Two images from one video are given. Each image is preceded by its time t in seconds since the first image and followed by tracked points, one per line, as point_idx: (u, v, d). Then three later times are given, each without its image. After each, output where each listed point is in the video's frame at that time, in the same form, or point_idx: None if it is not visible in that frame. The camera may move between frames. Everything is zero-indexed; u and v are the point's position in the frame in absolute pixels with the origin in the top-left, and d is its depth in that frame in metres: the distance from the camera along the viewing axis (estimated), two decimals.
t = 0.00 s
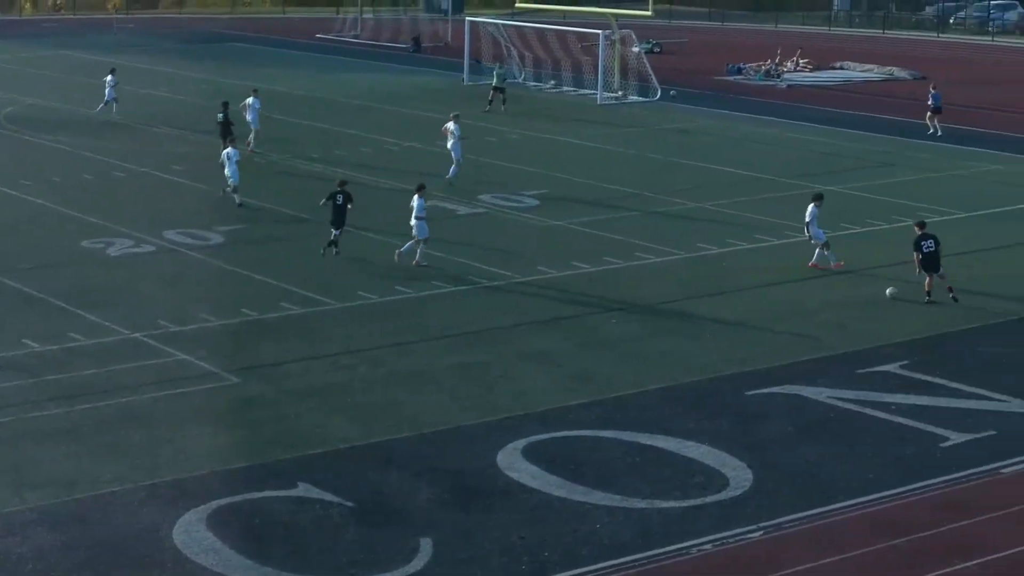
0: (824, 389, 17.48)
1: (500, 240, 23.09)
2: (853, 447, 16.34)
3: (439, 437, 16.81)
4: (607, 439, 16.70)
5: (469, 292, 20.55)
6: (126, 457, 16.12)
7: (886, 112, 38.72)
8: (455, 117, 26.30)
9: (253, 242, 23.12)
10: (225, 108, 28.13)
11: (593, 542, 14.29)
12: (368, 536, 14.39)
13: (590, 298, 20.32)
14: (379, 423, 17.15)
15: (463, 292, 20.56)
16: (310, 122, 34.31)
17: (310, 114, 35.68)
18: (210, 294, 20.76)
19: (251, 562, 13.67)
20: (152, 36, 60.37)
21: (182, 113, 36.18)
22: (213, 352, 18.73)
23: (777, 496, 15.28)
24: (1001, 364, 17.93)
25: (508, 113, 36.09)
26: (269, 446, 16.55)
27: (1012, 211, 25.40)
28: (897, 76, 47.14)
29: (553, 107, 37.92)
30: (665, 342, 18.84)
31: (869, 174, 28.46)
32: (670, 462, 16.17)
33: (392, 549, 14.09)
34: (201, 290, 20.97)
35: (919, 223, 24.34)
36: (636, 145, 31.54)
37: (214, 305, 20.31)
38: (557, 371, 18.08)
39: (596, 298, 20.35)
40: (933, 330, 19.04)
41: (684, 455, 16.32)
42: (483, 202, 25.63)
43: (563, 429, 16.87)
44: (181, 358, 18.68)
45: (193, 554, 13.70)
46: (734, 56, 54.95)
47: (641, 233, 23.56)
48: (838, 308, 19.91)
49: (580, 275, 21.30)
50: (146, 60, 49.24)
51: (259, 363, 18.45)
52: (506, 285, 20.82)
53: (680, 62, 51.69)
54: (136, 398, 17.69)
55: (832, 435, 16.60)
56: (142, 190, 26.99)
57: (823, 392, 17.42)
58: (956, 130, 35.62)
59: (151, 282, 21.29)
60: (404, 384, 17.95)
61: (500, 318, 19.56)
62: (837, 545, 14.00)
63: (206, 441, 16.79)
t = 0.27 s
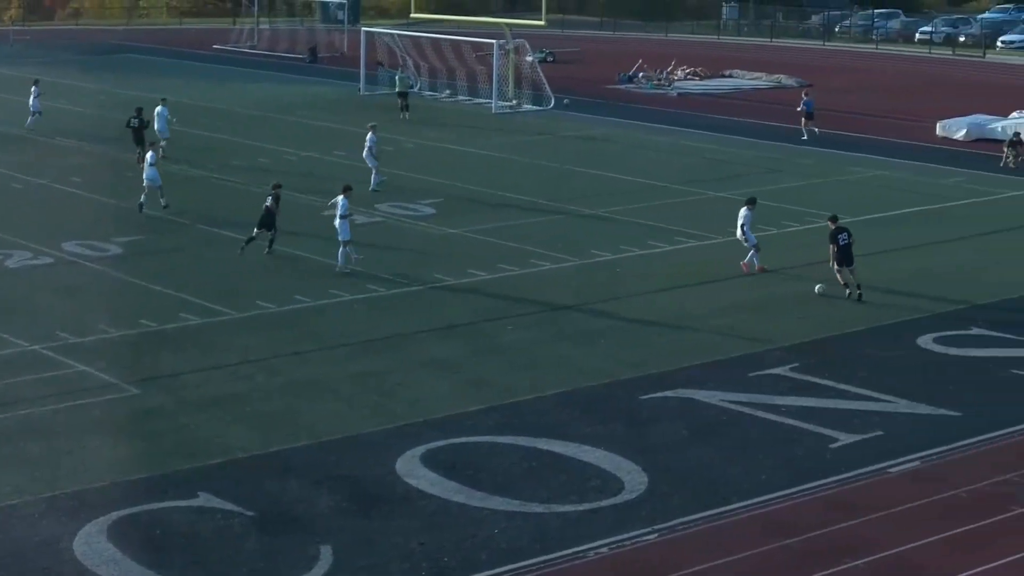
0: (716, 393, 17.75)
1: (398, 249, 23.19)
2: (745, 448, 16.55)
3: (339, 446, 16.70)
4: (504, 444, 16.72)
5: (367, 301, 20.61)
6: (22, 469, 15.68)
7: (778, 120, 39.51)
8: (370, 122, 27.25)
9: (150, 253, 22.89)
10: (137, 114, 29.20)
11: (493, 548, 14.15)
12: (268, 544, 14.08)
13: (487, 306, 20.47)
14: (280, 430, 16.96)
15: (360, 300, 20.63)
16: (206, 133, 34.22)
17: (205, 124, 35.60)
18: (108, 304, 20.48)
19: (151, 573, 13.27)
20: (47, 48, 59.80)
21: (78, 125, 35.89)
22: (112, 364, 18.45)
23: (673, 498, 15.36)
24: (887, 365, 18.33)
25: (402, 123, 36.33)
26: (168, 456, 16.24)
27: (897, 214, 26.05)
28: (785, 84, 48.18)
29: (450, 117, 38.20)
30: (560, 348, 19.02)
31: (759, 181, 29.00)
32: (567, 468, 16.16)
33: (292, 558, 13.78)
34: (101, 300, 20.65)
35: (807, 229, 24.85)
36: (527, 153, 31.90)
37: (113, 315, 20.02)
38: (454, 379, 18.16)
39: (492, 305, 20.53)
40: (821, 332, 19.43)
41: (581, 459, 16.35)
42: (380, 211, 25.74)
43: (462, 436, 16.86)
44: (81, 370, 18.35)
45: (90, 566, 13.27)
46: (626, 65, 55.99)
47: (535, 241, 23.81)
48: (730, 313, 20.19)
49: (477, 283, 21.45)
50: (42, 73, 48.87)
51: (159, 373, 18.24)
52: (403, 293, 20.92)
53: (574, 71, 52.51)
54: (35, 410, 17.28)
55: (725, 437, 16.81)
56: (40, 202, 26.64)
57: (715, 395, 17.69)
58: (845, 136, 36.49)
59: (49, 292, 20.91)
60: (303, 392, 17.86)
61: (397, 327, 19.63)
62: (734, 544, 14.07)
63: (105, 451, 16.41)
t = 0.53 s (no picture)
0: (620, 399, 17.89)
1: (302, 260, 23.18)
2: (649, 453, 16.63)
3: (247, 454, 16.37)
4: (411, 452, 16.56)
5: (272, 312, 20.58)
6: None
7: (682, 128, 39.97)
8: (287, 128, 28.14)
9: (51, 266, 22.47)
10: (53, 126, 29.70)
11: (401, 555, 13.86)
12: (174, 555, 13.65)
13: (392, 316, 20.51)
14: (186, 441, 16.64)
15: (266, 311, 20.61)
16: (105, 145, 33.84)
17: (104, 137, 35.21)
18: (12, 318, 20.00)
19: None
20: None
21: None
22: (15, 378, 18.00)
23: (580, 503, 15.32)
24: (786, 369, 18.58)
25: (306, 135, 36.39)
26: (72, 468, 15.80)
27: (796, 219, 26.41)
28: (685, 92, 48.80)
29: (353, 128, 38.16)
30: (464, 357, 19.10)
31: (660, 188, 29.28)
32: (474, 474, 16.01)
33: (198, 569, 13.37)
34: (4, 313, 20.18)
35: (706, 235, 25.08)
36: (428, 163, 32.11)
37: (17, 329, 19.56)
38: (360, 388, 18.11)
39: (397, 314, 20.59)
40: (721, 337, 19.67)
41: (487, 466, 16.23)
42: (284, 223, 25.72)
43: (368, 444, 16.68)
44: None
45: None
46: (526, 74, 56.60)
47: (438, 251, 23.87)
48: (633, 321, 20.34)
49: (382, 293, 21.49)
50: None
51: (62, 386, 17.87)
52: (309, 304, 20.95)
53: (479, 81, 53.03)
54: None
55: (629, 442, 16.90)
56: None
57: (617, 402, 17.82)
58: (745, 143, 37.03)
59: None
60: (208, 403, 17.63)
61: (303, 337, 19.63)
62: (643, 546, 14.05)
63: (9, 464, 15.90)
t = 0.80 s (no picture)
0: (609, 401, 17.88)
1: (291, 262, 23.17)
2: (639, 454, 16.63)
3: (237, 457, 16.31)
4: (399, 453, 16.56)
5: (261, 314, 20.57)
6: None
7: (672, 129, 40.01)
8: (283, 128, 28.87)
9: (39, 268, 22.43)
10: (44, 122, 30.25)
11: (390, 557, 13.84)
12: (163, 558, 13.62)
13: (380, 317, 20.50)
14: (176, 442, 16.62)
15: (255, 312, 20.59)
16: (92, 146, 33.82)
17: (91, 138, 35.20)
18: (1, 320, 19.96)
19: None
20: None
21: None
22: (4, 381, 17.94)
23: (570, 505, 15.30)
24: (775, 370, 18.60)
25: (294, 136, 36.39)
26: (62, 471, 15.77)
27: (785, 220, 26.42)
28: (673, 94, 48.82)
29: (341, 129, 38.13)
30: (453, 358, 19.10)
31: (649, 189, 29.28)
32: (464, 476, 16.00)
33: (187, 572, 13.34)
34: None
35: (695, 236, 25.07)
36: (416, 164, 32.14)
37: (6, 331, 19.52)
38: (348, 390, 18.10)
39: (386, 316, 20.58)
40: (711, 338, 19.69)
41: (476, 468, 16.22)
42: (273, 224, 25.71)
43: (357, 445, 16.67)
44: None
45: None
46: (515, 75, 56.71)
47: (425, 253, 23.87)
48: (622, 322, 20.35)
49: (371, 295, 21.49)
50: None
51: (51, 388, 17.83)
52: (297, 305, 20.95)
53: (468, 83, 53.09)
54: None
55: (618, 444, 16.90)
56: None
57: (607, 403, 17.82)
58: (734, 145, 37.07)
59: None
60: (197, 404, 17.60)
61: (291, 339, 19.62)
62: (632, 547, 14.04)
63: None
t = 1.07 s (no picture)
0: (610, 403, 17.77)
1: (291, 263, 23.05)
2: (640, 457, 16.52)
3: (236, 460, 16.19)
4: (399, 456, 16.45)
5: (260, 315, 20.45)
6: None
7: (673, 129, 39.92)
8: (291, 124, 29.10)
9: (38, 269, 22.32)
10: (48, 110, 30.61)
11: (391, 560, 13.72)
12: (162, 561, 13.50)
13: (380, 319, 20.39)
14: (175, 444, 16.51)
15: (255, 314, 20.48)
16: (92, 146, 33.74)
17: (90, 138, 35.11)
18: None
19: None
20: None
21: None
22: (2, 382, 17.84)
23: (572, 508, 15.18)
24: (777, 372, 18.49)
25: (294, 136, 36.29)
26: (61, 473, 15.65)
27: (786, 221, 26.30)
28: (675, 94, 48.69)
29: (341, 129, 38.03)
30: (453, 360, 18.99)
31: (650, 190, 29.17)
32: (465, 479, 15.89)
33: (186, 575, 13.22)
34: None
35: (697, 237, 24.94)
36: (416, 164, 32.03)
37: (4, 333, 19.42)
38: (348, 392, 17.98)
39: (386, 318, 20.47)
40: (713, 340, 19.57)
41: (477, 471, 16.11)
42: (273, 225, 25.59)
43: (357, 448, 16.56)
44: None
45: None
46: (515, 74, 56.61)
47: (425, 254, 23.75)
48: (623, 323, 20.24)
49: (371, 296, 21.37)
50: None
51: (49, 390, 17.72)
52: (297, 306, 20.84)
53: (468, 82, 52.96)
54: None
55: (619, 446, 16.78)
56: None
57: (608, 405, 17.71)
58: (736, 145, 36.95)
59: None
60: (196, 406, 17.49)
61: (290, 341, 19.50)
62: (633, 550, 13.93)
63: None
